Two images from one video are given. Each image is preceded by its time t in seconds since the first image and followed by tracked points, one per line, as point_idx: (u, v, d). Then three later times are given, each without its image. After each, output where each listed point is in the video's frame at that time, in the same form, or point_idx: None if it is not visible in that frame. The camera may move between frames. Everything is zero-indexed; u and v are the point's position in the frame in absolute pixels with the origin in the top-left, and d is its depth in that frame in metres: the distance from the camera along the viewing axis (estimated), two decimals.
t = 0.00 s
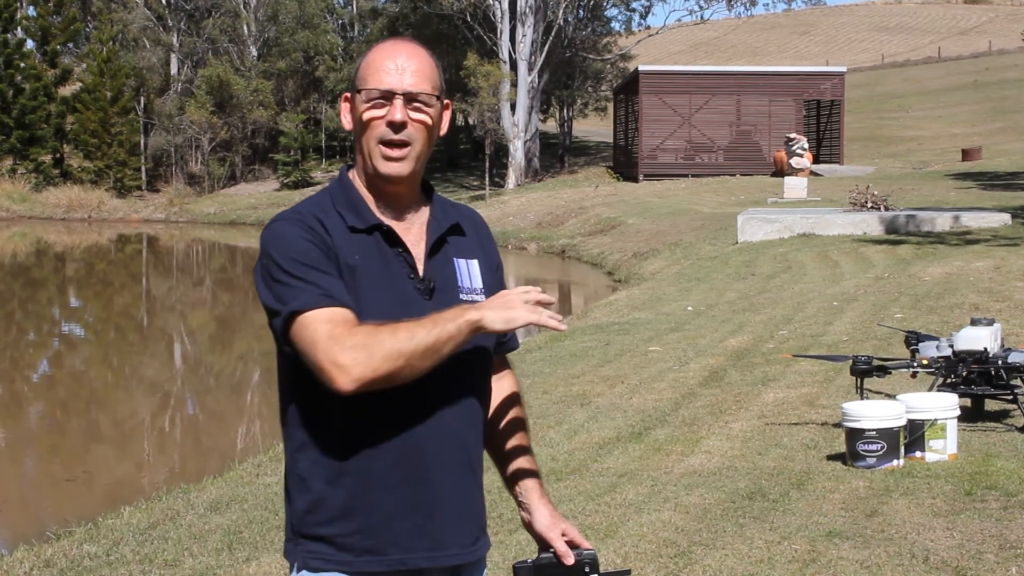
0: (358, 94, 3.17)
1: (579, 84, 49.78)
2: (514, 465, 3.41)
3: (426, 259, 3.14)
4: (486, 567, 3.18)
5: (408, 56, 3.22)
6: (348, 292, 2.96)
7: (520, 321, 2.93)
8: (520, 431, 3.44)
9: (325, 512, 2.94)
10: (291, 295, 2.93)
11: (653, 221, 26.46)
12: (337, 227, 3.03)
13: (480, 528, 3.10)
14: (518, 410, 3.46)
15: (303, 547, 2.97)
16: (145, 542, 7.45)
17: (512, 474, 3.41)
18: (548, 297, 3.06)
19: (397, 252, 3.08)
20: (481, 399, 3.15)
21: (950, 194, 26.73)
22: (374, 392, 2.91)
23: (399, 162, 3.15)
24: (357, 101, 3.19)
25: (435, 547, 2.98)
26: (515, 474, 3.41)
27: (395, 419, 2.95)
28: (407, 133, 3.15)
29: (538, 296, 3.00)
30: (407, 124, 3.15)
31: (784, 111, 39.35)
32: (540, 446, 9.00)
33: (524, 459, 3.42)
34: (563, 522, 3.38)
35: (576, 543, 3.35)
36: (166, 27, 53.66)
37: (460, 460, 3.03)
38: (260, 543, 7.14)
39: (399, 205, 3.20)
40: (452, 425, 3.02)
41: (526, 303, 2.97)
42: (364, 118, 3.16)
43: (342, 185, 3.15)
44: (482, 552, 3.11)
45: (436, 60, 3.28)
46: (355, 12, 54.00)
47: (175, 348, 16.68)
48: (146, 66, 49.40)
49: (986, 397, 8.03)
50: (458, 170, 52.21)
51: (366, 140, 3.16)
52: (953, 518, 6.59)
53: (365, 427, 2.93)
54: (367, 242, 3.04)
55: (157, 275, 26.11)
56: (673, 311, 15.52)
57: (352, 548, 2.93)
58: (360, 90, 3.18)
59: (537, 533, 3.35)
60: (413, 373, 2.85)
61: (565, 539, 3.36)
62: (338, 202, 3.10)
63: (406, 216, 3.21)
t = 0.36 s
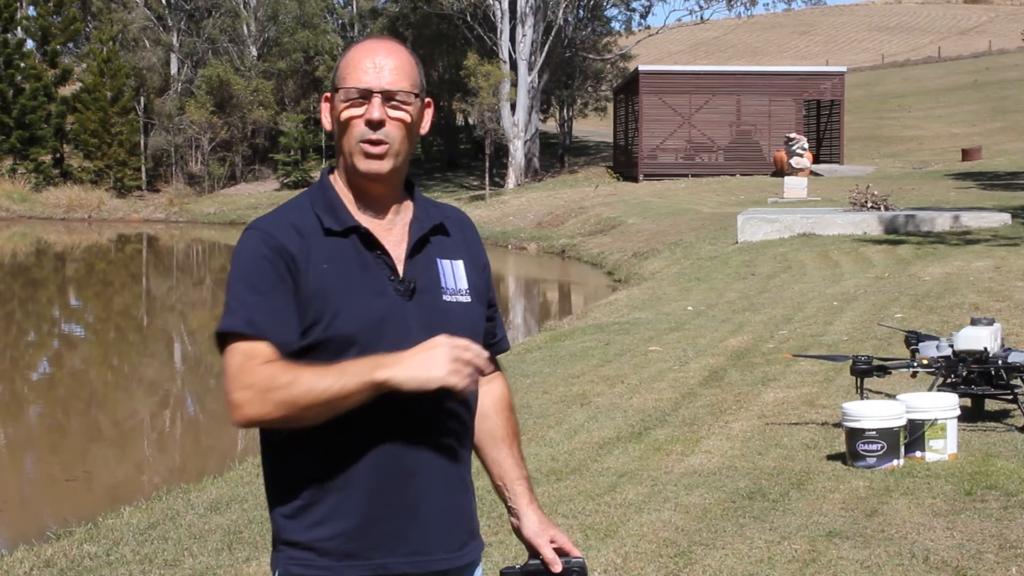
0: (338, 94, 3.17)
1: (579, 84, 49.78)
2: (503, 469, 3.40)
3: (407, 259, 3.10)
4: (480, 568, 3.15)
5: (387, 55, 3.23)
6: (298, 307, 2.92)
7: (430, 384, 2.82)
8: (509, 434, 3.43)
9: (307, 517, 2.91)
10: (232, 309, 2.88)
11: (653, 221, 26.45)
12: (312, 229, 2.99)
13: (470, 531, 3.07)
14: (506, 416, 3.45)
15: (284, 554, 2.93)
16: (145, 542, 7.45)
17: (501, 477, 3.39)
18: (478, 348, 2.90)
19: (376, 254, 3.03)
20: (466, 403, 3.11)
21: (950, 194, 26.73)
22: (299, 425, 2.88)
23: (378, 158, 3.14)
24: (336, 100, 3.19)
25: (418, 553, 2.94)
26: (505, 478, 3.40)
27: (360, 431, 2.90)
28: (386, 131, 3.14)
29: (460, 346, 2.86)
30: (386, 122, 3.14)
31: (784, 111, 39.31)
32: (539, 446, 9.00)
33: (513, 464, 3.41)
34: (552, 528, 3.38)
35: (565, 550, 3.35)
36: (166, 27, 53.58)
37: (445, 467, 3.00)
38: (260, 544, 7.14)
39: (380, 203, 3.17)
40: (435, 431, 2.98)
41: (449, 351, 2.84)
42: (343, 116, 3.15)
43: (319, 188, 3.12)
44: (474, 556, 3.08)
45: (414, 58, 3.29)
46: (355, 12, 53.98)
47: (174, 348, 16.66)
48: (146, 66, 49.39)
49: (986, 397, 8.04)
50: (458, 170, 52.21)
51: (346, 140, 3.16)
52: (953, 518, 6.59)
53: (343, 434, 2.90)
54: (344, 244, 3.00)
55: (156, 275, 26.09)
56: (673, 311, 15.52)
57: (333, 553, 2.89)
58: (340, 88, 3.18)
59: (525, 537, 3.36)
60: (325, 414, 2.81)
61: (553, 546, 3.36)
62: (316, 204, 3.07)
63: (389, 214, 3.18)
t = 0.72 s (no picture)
0: (307, 98, 3.13)
1: (577, 84, 49.80)
2: (496, 466, 3.40)
3: (381, 260, 3.08)
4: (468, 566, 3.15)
5: (356, 54, 3.17)
6: (263, 317, 2.92)
7: (363, 396, 2.73)
8: (501, 430, 3.44)
9: (285, 523, 2.91)
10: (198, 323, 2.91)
11: (651, 221, 26.45)
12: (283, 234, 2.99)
13: (455, 533, 3.06)
14: (499, 412, 3.46)
15: (264, 560, 2.95)
16: (143, 541, 7.44)
17: (495, 474, 3.40)
18: (413, 355, 2.75)
19: (351, 262, 3.01)
20: (451, 404, 3.10)
21: (949, 194, 26.74)
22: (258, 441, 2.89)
23: (356, 160, 3.11)
24: (307, 104, 3.14)
25: (397, 559, 2.94)
26: (499, 476, 3.40)
27: (331, 439, 2.90)
28: (364, 132, 3.10)
29: (392, 349, 2.72)
30: (362, 123, 3.10)
31: (782, 111, 39.30)
32: (537, 446, 9.00)
33: (507, 462, 3.41)
34: (545, 527, 3.36)
35: (558, 550, 3.33)
36: (165, 27, 53.47)
37: (424, 468, 2.98)
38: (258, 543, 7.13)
39: (356, 206, 3.16)
40: (411, 434, 2.97)
41: (383, 361, 2.72)
42: (317, 122, 3.11)
43: (294, 193, 3.10)
44: (462, 556, 3.08)
45: (385, 56, 3.22)
46: (353, 12, 53.94)
47: (173, 348, 16.66)
48: (144, 66, 49.36)
49: (985, 396, 8.05)
50: (457, 170, 52.26)
51: (321, 144, 3.12)
52: (951, 518, 6.59)
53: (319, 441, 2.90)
54: (314, 251, 2.99)
55: (155, 275, 26.08)
56: (671, 310, 15.53)
57: (311, 559, 2.90)
58: (310, 93, 3.14)
59: (518, 535, 3.34)
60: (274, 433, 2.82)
61: (546, 545, 3.33)
62: (290, 209, 3.06)
63: (364, 218, 3.17)
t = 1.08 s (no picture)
0: (282, 104, 3.14)
1: (574, 85, 49.87)
2: (493, 461, 3.40)
3: (371, 261, 3.08)
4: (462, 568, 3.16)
5: (327, 56, 3.18)
6: (266, 317, 2.92)
7: (404, 345, 2.67)
8: (498, 425, 3.43)
9: (277, 526, 2.92)
10: (202, 330, 2.90)
11: (648, 221, 26.50)
12: (273, 238, 2.99)
13: (452, 531, 3.07)
14: (495, 407, 3.45)
15: (255, 563, 2.96)
16: (140, 542, 7.44)
17: (492, 469, 3.40)
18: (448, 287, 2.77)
19: (341, 265, 3.00)
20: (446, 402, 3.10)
21: (945, 194, 26.80)
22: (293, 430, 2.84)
23: (333, 161, 3.11)
24: (281, 111, 3.15)
25: (393, 559, 2.95)
26: (496, 471, 3.39)
27: (328, 440, 2.90)
28: (332, 135, 3.10)
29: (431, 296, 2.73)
30: (330, 126, 3.10)
31: (779, 111, 39.28)
32: (535, 446, 9.01)
33: (502, 456, 3.41)
34: (542, 520, 3.36)
35: (556, 542, 3.34)
36: (161, 27, 53.29)
37: (420, 468, 2.98)
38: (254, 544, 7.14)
39: (341, 207, 3.15)
40: (411, 429, 2.97)
41: (422, 311, 2.70)
42: (292, 128, 3.12)
43: (282, 197, 3.10)
44: (458, 555, 3.09)
45: (357, 56, 3.23)
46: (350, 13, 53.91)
47: (170, 348, 16.68)
48: (140, 66, 49.33)
49: (982, 398, 8.06)
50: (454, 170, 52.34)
51: (297, 149, 3.13)
52: (947, 518, 6.61)
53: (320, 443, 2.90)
54: (304, 255, 2.98)
55: (152, 275, 26.12)
56: (668, 311, 15.55)
57: (303, 562, 2.91)
58: (282, 100, 3.15)
59: (516, 529, 3.36)
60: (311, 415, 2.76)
61: (545, 539, 3.34)
62: (276, 212, 3.05)
63: (350, 216, 3.17)
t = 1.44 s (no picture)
0: (293, 104, 3.13)
1: (572, 86, 49.94)
2: (487, 462, 3.40)
3: (379, 263, 3.07)
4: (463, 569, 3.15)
5: (337, 58, 3.18)
6: (258, 325, 2.90)
7: (339, 439, 2.62)
8: (491, 427, 3.44)
9: (285, 529, 2.89)
10: (189, 338, 2.88)
11: (647, 221, 26.53)
12: (281, 240, 2.98)
13: (455, 533, 3.08)
14: (488, 408, 3.46)
15: (262, 566, 2.92)
16: (138, 542, 7.45)
17: (484, 470, 3.40)
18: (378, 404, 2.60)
19: (349, 267, 3.00)
20: (449, 403, 3.10)
21: (944, 195, 26.85)
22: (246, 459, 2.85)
23: (342, 166, 3.10)
24: (291, 112, 3.15)
25: (401, 562, 2.94)
26: (489, 472, 3.40)
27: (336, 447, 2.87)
28: (344, 138, 3.09)
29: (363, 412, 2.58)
30: (342, 130, 3.09)
31: (777, 112, 39.30)
32: (534, 446, 9.02)
33: (496, 458, 3.41)
34: (536, 522, 3.36)
35: (545, 547, 3.33)
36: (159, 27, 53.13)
37: (425, 472, 2.99)
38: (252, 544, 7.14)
39: (346, 210, 3.15)
40: (418, 435, 2.98)
41: (352, 414, 2.58)
42: (302, 129, 3.11)
43: (288, 198, 3.08)
44: (460, 558, 3.09)
45: (368, 59, 3.23)
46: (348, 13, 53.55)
47: (168, 347, 16.69)
48: (139, 67, 49.36)
49: (979, 398, 8.05)
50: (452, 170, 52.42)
51: (306, 151, 3.12)
52: (946, 518, 6.61)
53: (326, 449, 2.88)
54: (313, 257, 2.98)
55: (151, 275, 26.16)
56: (666, 311, 15.58)
57: (313, 566, 2.88)
58: (293, 100, 3.14)
59: (506, 531, 3.35)
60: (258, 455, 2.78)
61: (534, 543, 3.33)
62: (284, 213, 3.04)
63: (357, 220, 3.16)
